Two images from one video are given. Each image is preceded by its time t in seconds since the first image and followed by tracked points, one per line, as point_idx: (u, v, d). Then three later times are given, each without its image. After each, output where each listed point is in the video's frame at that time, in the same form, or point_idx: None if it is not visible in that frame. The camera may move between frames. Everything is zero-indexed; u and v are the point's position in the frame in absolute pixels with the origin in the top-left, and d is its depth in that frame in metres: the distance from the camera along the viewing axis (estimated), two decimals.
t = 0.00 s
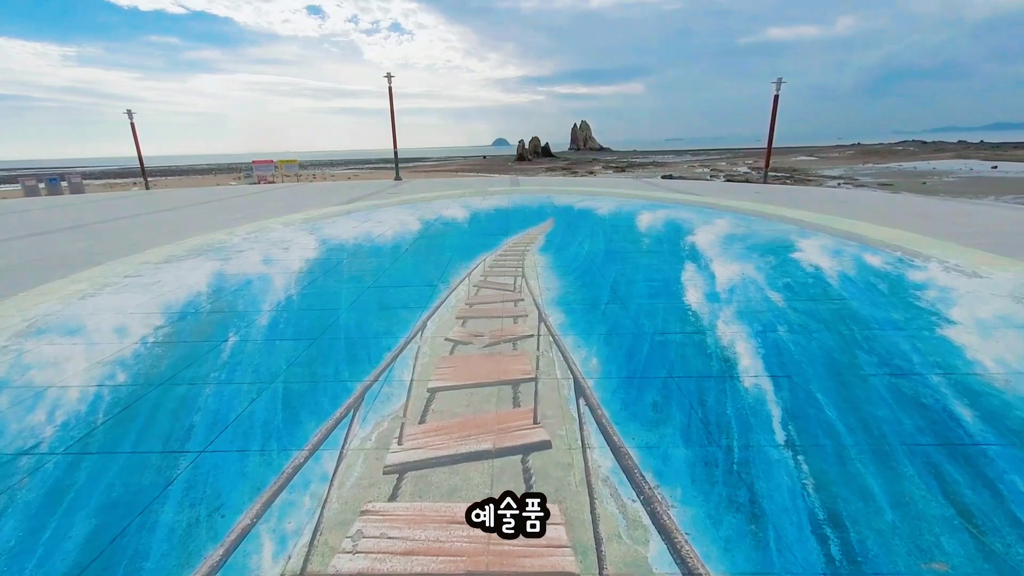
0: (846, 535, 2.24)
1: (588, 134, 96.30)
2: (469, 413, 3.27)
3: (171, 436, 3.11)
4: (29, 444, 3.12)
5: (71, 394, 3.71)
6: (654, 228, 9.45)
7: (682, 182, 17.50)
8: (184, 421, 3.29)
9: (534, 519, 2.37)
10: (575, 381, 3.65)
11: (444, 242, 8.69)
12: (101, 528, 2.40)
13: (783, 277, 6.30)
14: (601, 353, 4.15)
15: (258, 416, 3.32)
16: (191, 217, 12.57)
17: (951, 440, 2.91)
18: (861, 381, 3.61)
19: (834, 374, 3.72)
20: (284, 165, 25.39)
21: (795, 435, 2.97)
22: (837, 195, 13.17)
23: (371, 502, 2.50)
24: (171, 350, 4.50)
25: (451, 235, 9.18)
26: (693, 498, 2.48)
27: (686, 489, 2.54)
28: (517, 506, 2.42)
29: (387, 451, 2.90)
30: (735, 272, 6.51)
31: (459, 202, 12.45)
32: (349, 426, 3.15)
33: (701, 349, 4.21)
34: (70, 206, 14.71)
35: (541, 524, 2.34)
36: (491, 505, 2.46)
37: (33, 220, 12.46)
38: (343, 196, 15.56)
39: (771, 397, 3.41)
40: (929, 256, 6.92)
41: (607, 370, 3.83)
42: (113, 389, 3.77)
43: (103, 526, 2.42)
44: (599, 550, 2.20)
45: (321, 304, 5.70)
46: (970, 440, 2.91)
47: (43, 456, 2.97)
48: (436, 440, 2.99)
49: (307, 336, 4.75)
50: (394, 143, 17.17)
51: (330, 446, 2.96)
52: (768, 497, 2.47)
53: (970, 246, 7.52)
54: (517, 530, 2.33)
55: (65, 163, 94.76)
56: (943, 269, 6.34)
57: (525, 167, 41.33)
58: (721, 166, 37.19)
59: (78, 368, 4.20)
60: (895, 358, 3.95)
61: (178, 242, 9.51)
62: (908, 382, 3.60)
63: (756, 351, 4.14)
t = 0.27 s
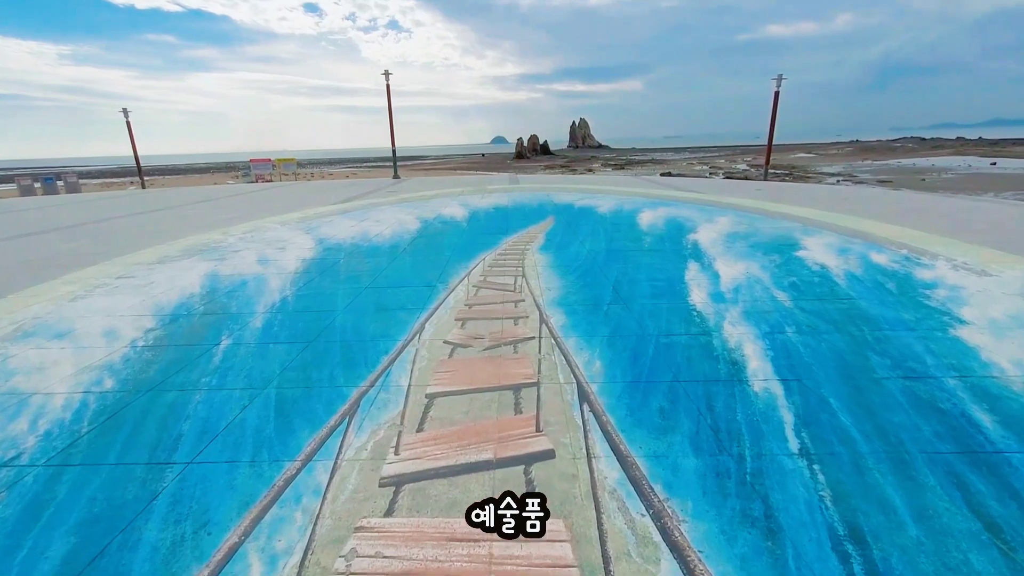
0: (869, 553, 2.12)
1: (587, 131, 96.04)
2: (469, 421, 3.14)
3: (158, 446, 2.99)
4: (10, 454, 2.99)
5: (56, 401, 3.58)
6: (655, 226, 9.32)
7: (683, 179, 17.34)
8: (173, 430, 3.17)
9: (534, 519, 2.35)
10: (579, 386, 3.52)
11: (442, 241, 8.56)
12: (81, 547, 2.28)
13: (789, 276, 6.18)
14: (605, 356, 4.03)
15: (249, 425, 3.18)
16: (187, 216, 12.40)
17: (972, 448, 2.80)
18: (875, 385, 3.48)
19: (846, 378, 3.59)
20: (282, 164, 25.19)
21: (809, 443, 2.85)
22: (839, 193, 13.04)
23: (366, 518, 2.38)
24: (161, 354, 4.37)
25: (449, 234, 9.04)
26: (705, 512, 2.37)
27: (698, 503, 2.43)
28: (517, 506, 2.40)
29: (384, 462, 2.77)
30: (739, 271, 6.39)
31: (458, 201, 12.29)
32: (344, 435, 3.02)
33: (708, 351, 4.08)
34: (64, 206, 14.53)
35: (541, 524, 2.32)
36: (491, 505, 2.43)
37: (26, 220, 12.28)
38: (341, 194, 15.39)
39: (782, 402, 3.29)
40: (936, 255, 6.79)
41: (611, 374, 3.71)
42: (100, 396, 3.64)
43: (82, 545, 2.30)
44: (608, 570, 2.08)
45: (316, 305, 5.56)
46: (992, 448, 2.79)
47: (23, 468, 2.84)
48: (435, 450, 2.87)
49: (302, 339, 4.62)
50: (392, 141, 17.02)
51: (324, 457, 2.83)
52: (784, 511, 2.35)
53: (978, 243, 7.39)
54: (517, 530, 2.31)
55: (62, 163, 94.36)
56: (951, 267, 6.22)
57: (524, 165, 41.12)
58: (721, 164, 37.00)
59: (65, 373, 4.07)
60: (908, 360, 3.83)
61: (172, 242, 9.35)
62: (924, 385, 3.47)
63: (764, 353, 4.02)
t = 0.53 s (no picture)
0: None
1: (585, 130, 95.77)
2: (465, 432, 2.97)
3: (135, 461, 2.82)
4: None
5: (32, 411, 3.42)
6: (656, 225, 9.16)
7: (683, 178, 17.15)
8: (152, 442, 3.00)
9: (534, 519, 2.32)
10: (581, 394, 3.35)
11: (439, 240, 8.38)
12: None
13: (794, 276, 6.02)
14: (607, 361, 3.86)
15: (232, 437, 3.01)
16: (179, 216, 12.18)
17: (997, 461, 2.64)
18: (890, 392, 3.33)
19: (860, 384, 3.43)
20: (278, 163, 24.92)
21: (825, 455, 2.69)
22: (841, 190, 12.89)
23: (355, 541, 2.22)
24: (145, 360, 4.20)
25: (446, 233, 8.86)
26: (718, 535, 2.21)
27: (710, 524, 2.27)
28: (516, 506, 2.37)
29: (374, 478, 2.61)
30: (743, 271, 6.23)
31: (456, 200, 12.10)
32: (332, 449, 2.85)
33: (714, 356, 3.92)
34: (55, 205, 14.27)
35: (541, 524, 2.29)
36: (490, 505, 2.40)
37: (15, 220, 12.04)
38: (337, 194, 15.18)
39: (794, 410, 3.13)
40: (944, 253, 6.64)
41: (614, 381, 3.54)
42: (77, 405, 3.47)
43: (46, 574, 2.14)
44: None
45: (308, 308, 5.39)
46: (1019, 461, 2.64)
47: None
48: (429, 464, 2.71)
49: (292, 343, 4.45)
50: (388, 139, 16.81)
51: (311, 473, 2.66)
52: (802, 533, 2.20)
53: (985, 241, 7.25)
54: (517, 530, 2.27)
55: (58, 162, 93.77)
56: (960, 266, 6.08)
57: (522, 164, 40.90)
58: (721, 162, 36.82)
59: (43, 380, 3.90)
60: (924, 365, 3.67)
61: (163, 242, 9.15)
62: (941, 392, 3.32)
63: (773, 358, 3.85)
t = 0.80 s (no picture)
0: None
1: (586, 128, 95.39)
2: (461, 452, 2.77)
3: (107, 484, 2.63)
4: None
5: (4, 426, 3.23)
6: (660, 225, 8.95)
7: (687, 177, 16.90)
8: (126, 462, 2.81)
9: (534, 519, 2.29)
10: (585, 409, 3.15)
11: (438, 241, 8.18)
12: None
13: (804, 279, 5.82)
14: (612, 372, 3.66)
15: (212, 457, 2.81)
16: (175, 215, 11.98)
17: None
18: (914, 407, 3.13)
19: (881, 398, 3.24)
20: (277, 162, 24.68)
21: (849, 480, 2.50)
22: (848, 190, 12.65)
23: None
24: (127, 369, 4.00)
25: (445, 234, 8.66)
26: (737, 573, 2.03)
27: (729, 561, 2.08)
28: (517, 506, 2.33)
29: (362, 505, 2.42)
30: (751, 274, 6.02)
31: (456, 199, 11.88)
32: (318, 471, 2.66)
33: (724, 367, 3.72)
34: (50, 204, 14.05)
35: (542, 525, 2.27)
36: (491, 505, 2.37)
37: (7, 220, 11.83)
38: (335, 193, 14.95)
39: (813, 428, 2.93)
40: (958, 256, 6.43)
41: (620, 394, 3.34)
42: (51, 420, 3.28)
43: None
44: None
45: (301, 313, 5.19)
46: None
47: None
48: (422, 488, 2.51)
49: (282, 351, 4.25)
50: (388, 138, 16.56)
51: (294, 499, 2.46)
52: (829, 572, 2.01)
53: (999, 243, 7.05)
54: (517, 530, 2.24)
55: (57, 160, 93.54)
56: (975, 269, 5.88)
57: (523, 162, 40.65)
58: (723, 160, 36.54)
59: (21, 391, 3.72)
60: (947, 378, 3.47)
61: (156, 243, 8.94)
62: (968, 408, 3.12)
63: (787, 369, 3.65)
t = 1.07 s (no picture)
0: None
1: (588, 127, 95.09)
2: (459, 469, 2.62)
3: (83, 500, 2.48)
4: None
5: None
6: (665, 227, 8.79)
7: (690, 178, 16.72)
8: (105, 475, 2.66)
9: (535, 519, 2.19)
10: (590, 423, 3.00)
11: (438, 241, 8.03)
12: None
13: (813, 285, 5.66)
14: (617, 382, 3.51)
15: (196, 471, 2.66)
16: (171, 212, 11.80)
17: None
18: (936, 425, 2.98)
19: (901, 414, 3.08)
20: (277, 158, 24.46)
21: (873, 506, 2.35)
22: (854, 193, 12.49)
23: None
24: (112, 372, 3.85)
25: (446, 234, 8.50)
26: None
27: None
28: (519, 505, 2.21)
29: (352, 527, 2.26)
30: (759, 280, 5.86)
31: (456, 198, 11.70)
32: (307, 489, 2.50)
33: (735, 378, 3.56)
34: (44, 199, 13.85)
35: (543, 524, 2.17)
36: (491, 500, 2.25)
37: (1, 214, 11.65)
38: (334, 190, 14.77)
39: (831, 446, 2.77)
40: (971, 262, 6.28)
41: (626, 407, 3.19)
42: (29, 428, 3.12)
43: None
44: None
45: (296, 315, 5.04)
46: None
47: None
48: (417, 509, 2.36)
49: (274, 356, 4.09)
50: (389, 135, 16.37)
51: (280, 520, 2.31)
52: None
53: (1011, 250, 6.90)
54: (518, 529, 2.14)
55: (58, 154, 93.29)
56: (989, 276, 5.73)
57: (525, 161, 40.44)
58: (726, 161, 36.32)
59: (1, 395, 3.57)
60: (968, 393, 3.32)
61: (151, 240, 8.77)
62: (993, 426, 2.97)
63: (801, 381, 3.49)
